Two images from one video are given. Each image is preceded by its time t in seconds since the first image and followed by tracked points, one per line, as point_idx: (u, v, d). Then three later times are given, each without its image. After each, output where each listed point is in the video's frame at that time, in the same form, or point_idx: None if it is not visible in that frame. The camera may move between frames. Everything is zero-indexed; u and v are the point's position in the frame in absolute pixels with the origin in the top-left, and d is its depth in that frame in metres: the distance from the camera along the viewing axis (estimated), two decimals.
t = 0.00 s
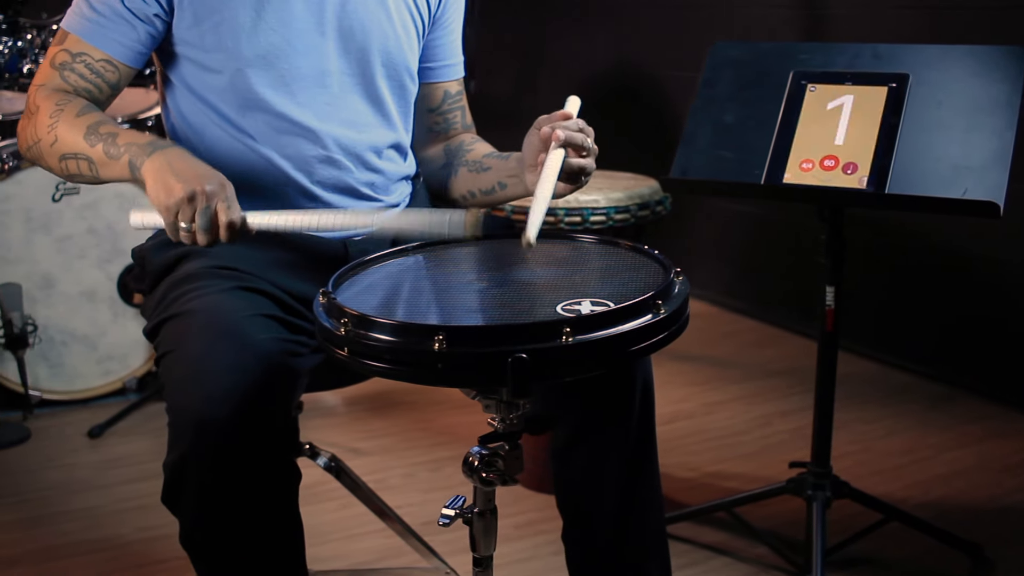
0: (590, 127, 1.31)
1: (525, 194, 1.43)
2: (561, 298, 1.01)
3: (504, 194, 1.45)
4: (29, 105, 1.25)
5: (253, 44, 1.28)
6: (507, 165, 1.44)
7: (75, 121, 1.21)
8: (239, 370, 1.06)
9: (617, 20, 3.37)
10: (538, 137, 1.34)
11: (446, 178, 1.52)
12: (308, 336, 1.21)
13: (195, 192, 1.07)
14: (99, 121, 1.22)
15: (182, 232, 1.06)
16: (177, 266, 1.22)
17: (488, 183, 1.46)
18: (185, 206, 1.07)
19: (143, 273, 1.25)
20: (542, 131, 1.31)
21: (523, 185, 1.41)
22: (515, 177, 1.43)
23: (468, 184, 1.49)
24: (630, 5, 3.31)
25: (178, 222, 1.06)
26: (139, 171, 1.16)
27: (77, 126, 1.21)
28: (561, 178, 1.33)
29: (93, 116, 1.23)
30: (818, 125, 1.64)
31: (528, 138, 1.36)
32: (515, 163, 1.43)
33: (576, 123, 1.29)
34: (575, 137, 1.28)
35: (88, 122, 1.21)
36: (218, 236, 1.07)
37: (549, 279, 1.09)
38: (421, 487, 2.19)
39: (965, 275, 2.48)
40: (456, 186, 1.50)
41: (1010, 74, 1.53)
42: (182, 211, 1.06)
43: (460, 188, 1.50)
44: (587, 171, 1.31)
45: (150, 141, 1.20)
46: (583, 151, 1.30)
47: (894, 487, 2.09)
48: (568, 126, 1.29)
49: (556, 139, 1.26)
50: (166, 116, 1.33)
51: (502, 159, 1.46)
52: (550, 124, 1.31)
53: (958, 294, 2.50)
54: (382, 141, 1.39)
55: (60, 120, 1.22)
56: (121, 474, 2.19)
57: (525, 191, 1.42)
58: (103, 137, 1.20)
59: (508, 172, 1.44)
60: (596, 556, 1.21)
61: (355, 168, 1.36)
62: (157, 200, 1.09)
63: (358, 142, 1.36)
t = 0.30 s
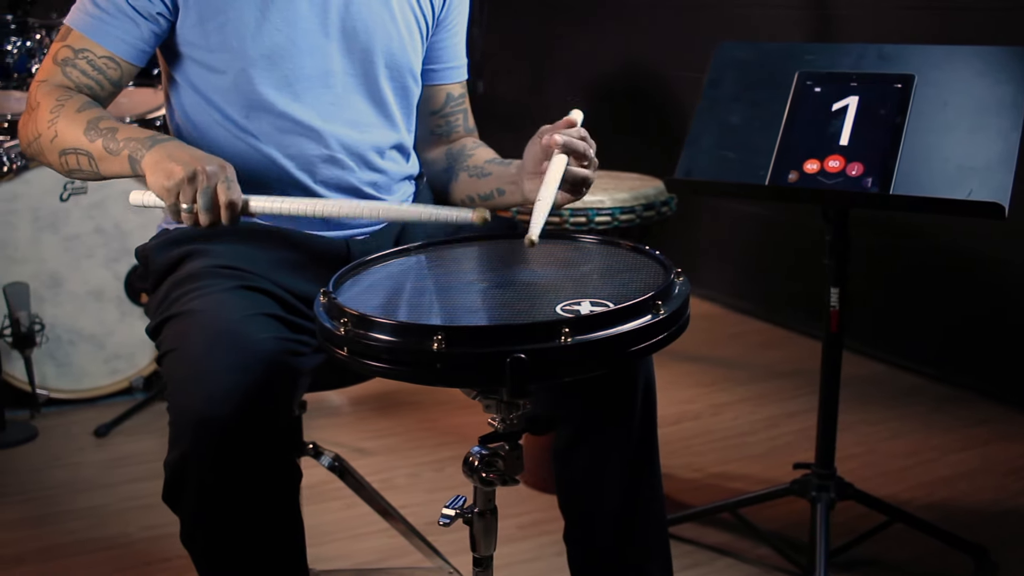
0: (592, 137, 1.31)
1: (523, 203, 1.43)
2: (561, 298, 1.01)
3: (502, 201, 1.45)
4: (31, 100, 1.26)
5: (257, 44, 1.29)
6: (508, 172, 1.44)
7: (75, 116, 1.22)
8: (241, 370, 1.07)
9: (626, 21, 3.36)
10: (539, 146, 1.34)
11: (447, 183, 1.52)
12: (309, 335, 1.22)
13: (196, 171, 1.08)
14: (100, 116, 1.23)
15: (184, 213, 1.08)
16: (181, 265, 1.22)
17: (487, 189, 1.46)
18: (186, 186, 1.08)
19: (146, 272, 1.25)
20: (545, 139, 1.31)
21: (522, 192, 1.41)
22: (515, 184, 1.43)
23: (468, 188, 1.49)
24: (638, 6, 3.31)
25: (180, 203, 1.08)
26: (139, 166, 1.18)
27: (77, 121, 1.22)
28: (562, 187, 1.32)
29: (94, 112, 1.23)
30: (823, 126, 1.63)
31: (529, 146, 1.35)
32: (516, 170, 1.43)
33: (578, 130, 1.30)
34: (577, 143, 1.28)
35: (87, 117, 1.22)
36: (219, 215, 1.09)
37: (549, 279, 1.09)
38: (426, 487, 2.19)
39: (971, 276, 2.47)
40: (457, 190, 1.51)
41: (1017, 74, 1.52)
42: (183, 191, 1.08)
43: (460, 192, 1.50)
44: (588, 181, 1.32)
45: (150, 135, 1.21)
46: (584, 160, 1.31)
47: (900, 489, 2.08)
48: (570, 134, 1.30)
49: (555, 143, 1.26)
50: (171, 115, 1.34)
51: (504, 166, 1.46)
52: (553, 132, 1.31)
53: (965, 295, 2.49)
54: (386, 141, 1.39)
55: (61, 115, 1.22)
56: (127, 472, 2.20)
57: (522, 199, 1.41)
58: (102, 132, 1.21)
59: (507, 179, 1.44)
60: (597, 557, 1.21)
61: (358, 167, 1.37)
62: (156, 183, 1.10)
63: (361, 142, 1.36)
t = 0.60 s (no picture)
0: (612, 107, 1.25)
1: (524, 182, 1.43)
2: (560, 298, 1.01)
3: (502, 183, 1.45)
4: (24, 86, 1.26)
5: (261, 43, 1.29)
6: (513, 159, 1.43)
7: (71, 102, 1.22)
8: (241, 369, 1.07)
9: (633, 22, 3.36)
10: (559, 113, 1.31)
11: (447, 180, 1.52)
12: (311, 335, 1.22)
13: (193, 156, 1.09)
14: (95, 104, 1.23)
15: (181, 198, 1.08)
16: (183, 265, 1.23)
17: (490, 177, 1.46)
18: (183, 170, 1.08)
19: (150, 272, 1.26)
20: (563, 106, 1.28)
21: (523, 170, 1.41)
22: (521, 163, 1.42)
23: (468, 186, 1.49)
24: (646, 7, 3.31)
25: (176, 187, 1.08)
26: (134, 154, 1.18)
27: (72, 108, 1.22)
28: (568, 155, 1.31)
29: (88, 101, 1.23)
30: (827, 126, 1.63)
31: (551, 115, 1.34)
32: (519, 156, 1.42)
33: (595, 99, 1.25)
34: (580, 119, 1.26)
35: (83, 105, 1.22)
36: (215, 203, 1.08)
37: (549, 279, 1.09)
38: (431, 487, 2.19)
39: (978, 278, 2.46)
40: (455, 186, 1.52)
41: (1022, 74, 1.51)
42: (179, 176, 1.08)
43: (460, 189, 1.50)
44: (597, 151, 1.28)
45: (146, 123, 1.21)
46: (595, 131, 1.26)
47: (906, 491, 2.08)
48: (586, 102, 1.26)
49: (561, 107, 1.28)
50: (174, 113, 1.34)
51: (508, 157, 1.45)
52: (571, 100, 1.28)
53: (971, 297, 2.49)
54: (388, 141, 1.39)
55: (56, 102, 1.22)
56: (133, 472, 2.20)
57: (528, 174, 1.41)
58: (98, 119, 1.21)
59: (513, 163, 1.43)
60: (598, 557, 1.21)
61: (360, 168, 1.37)
62: (152, 169, 1.10)
63: (363, 142, 1.36)
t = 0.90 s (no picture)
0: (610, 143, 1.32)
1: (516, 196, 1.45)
2: (559, 298, 1.01)
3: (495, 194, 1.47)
4: (22, 78, 1.26)
5: (264, 43, 1.30)
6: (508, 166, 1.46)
7: (68, 95, 1.22)
8: (241, 368, 1.08)
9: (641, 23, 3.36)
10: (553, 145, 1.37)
11: (445, 182, 1.53)
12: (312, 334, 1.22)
13: (191, 159, 1.09)
14: (94, 97, 1.22)
15: (172, 199, 1.08)
16: (185, 264, 1.23)
17: (483, 183, 1.48)
18: (179, 171, 1.08)
19: (152, 272, 1.27)
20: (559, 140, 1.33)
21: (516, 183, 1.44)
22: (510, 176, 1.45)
23: (465, 187, 1.50)
24: (653, 8, 3.30)
25: (170, 187, 1.08)
26: (132, 147, 1.17)
27: (70, 100, 1.22)
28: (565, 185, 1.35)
29: (87, 93, 1.23)
30: (831, 127, 1.63)
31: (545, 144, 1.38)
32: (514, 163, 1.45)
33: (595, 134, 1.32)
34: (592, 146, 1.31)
35: (82, 97, 1.22)
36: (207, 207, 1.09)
37: (548, 279, 1.09)
38: (436, 487, 2.19)
39: (985, 280, 2.45)
40: (453, 188, 1.51)
41: None
42: (174, 176, 1.08)
43: (457, 189, 1.51)
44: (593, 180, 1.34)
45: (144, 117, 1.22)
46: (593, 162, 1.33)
47: (912, 493, 2.07)
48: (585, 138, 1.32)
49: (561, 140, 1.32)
50: (176, 112, 1.34)
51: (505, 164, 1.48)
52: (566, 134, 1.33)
53: (978, 298, 2.48)
54: (389, 142, 1.39)
55: (54, 94, 1.22)
56: (139, 470, 2.21)
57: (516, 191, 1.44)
58: (96, 112, 1.21)
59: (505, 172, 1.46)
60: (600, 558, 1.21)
61: (361, 168, 1.37)
62: (149, 164, 1.11)
63: (365, 143, 1.36)
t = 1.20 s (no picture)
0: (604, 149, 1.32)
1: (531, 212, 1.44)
2: (558, 299, 1.01)
3: (510, 210, 1.46)
4: (43, 94, 1.28)
5: (269, 45, 1.30)
6: (517, 180, 1.44)
7: (84, 109, 1.23)
8: (243, 367, 1.08)
9: (648, 24, 3.36)
10: (551, 155, 1.34)
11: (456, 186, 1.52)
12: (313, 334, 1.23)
13: (199, 157, 1.09)
14: (108, 109, 1.23)
15: (189, 199, 1.09)
16: (188, 263, 1.24)
17: (496, 198, 1.47)
18: (189, 172, 1.09)
19: (156, 271, 1.27)
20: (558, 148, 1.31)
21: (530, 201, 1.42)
22: (524, 193, 1.44)
23: (477, 194, 1.48)
24: (660, 8, 3.30)
25: (184, 189, 1.09)
26: (145, 156, 1.18)
27: (86, 114, 1.22)
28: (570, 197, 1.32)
29: (102, 105, 1.24)
30: (836, 128, 1.63)
31: (542, 156, 1.35)
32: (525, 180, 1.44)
33: (591, 141, 1.31)
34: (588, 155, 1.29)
35: (97, 110, 1.23)
36: (223, 201, 1.09)
37: (548, 280, 1.09)
38: (441, 487, 2.19)
39: (991, 281, 2.44)
40: (465, 196, 1.50)
41: None
42: (186, 176, 1.09)
43: (469, 198, 1.49)
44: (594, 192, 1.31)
45: (155, 125, 1.22)
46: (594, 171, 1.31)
47: (918, 495, 2.07)
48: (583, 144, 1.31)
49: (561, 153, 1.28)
50: (183, 114, 1.34)
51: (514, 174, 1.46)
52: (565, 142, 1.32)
53: (985, 300, 2.47)
54: (394, 142, 1.39)
55: (70, 109, 1.23)
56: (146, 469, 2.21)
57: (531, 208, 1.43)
58: (110, 123, 1.22)
59: (517, 188, 1.44)
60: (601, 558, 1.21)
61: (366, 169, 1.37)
62: (161, 171, 1.11)
63: (369, 143, 1.37)
